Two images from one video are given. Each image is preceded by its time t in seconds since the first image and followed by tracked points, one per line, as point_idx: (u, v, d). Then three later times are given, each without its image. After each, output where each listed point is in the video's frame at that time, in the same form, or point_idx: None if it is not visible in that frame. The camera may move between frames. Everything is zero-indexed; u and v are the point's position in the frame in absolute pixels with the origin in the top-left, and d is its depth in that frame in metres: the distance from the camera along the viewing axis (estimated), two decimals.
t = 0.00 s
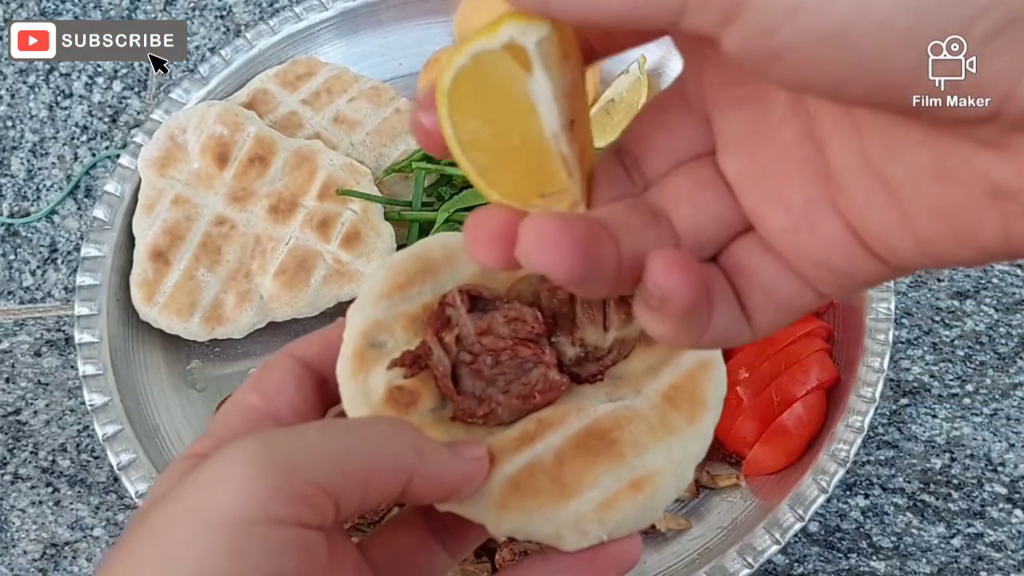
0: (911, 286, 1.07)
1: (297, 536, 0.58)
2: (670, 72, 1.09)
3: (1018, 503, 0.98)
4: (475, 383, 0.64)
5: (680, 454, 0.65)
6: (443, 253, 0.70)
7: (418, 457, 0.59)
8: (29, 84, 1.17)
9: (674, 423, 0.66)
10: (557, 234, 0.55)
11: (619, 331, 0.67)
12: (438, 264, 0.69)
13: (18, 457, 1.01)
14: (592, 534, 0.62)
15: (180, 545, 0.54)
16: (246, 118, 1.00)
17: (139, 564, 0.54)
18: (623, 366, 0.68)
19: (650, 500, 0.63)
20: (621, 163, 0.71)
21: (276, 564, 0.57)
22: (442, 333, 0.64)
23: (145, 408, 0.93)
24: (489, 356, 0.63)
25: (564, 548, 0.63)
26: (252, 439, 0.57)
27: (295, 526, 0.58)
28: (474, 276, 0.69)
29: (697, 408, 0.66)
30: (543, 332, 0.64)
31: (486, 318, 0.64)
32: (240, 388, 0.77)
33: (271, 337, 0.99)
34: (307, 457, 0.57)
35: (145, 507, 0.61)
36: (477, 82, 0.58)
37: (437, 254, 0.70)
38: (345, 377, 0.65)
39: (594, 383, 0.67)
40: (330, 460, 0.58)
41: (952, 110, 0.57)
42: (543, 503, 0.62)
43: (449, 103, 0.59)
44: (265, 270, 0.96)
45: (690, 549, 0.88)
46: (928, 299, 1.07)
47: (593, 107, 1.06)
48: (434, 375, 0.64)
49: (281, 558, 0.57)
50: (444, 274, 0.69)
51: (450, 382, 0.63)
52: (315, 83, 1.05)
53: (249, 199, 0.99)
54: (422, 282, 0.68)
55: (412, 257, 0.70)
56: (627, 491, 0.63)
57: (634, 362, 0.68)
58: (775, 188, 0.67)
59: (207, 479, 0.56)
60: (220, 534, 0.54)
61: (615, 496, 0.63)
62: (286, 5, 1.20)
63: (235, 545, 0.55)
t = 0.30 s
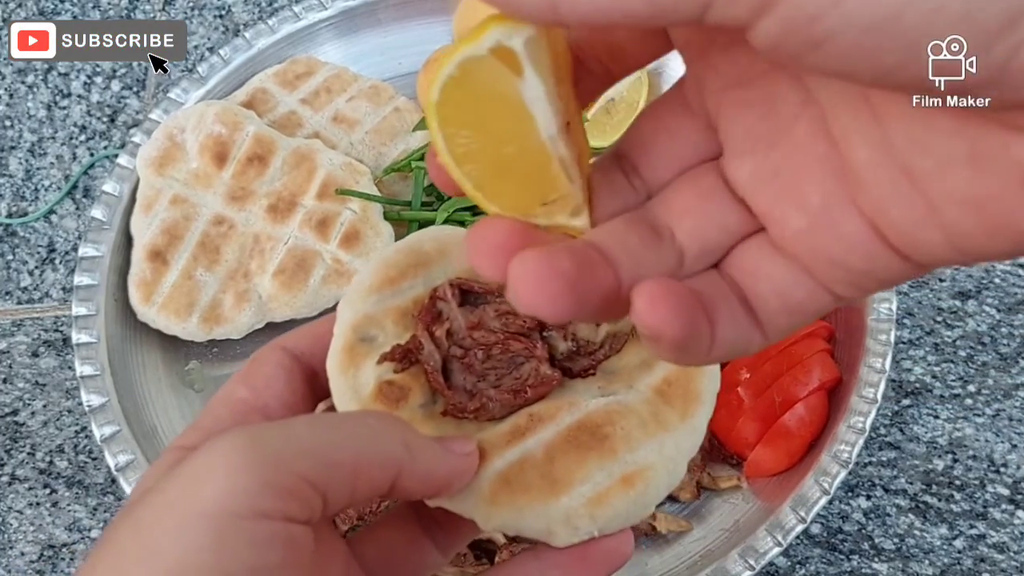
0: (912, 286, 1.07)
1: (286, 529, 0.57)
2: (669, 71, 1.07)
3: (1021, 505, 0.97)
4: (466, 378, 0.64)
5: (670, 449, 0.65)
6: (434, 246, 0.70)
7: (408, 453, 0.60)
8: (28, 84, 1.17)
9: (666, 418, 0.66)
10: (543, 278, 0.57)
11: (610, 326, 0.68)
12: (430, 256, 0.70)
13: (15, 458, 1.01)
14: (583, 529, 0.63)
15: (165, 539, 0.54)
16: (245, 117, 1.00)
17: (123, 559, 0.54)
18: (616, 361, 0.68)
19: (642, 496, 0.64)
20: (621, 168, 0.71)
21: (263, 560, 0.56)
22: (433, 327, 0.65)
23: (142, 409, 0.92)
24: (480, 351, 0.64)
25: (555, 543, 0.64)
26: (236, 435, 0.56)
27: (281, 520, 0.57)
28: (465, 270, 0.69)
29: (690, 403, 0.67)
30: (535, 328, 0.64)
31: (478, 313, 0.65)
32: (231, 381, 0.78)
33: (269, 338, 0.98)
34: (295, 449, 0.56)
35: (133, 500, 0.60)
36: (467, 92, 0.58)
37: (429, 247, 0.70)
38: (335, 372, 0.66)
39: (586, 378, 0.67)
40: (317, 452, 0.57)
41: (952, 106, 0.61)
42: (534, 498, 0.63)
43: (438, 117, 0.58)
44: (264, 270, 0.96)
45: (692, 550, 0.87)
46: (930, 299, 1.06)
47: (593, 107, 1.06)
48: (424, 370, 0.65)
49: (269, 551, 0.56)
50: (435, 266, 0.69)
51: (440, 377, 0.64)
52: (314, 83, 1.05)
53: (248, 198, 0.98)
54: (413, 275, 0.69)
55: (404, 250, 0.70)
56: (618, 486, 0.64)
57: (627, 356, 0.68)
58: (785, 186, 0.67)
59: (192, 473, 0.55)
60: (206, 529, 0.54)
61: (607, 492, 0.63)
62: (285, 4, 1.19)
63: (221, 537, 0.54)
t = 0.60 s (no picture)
0: (913, 286, 1.06)
1: (281, 531, 0.58)
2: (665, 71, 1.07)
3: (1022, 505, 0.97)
4: (461, 377, 0.62)
5: (665, 455, 0.65)
6: (430, 243, 0.69)
7: (405, 455, 0.59)
8: (26, 83, 1.16)
9: (661, 422, 0.66)
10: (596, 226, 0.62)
11: (609, 327, 0.65)
12: (426, 253, 0.69)
13: (15, 459, 1.00)
14: (578, 533, 0.63)
15: (157, 538, 0.53)
16: (244, 116, 1.00)
17: (112, 556, 0.53)
18: (611, 364, 0.68)
19: (637, 500, 0.64)
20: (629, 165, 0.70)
21: (257, 561, 0.56)
22: (429, 325, 0.63)
23: (142, 409, 0.92)
24: (476, 350, 0.62)
25: (549, 546, 0.63)
26: (231, 433, 0.56)
27: (278, 523, 0.58)
28: (460, 269, 0.69)
29: (685, 408, 0.67)
30: (531, 326, 0.63)
31: (475, 311, 0.63)
32: (220, 376, 0.80)
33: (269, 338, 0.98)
34: (290, 449, 0.57)
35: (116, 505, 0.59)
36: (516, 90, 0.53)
37: (425, 243, 0.69)
38: (329, 370, 0.65)
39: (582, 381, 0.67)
40: (315, 455, 0.58)
41: (953, 109, 0.44)
42: (529, 503, 0.62)
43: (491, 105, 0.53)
44: (263, 270, 0.95)
45: (692, 550, 0.87)
46: (931, 299, 1.06)
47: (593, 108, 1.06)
48: (419, 370, 0.64)
49: (264, 554, 0.57)
50: (430, 265, 0.68)
51: (435, 375, 0.62)
52: (313, 83, 1.04)
53: (247, 199, 0.98)
54: (408, 272, 0.68)
55: (400, 246, 0.69)
56: (613, 491, 0.63)
57: (623, 360, 0.68)
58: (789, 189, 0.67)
59: (187, 474, 0.55)
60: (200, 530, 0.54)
61: (603, 496, 0.63)
62: (284, 3, 1.19)
63: (218, 538, 0.54)
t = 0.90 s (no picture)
0: (913, 286, 1.06)
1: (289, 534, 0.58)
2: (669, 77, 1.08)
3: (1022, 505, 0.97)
4: (474, 379, 0.62)
5: (679, 455, 0.65)
6: (440, 245, 0.69)
7: (420, 462, 0.59)
8: (26, 83, 1.16)
9: (675, 422, 0.66)
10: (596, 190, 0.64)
11: (621, 329, 0.64)
12: (437, 254, 0.69)
13: (15, 458, 1.00)
14: (592, 534, 0.63)
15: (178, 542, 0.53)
16: (244, 117, 1.00)
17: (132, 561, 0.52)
18: (623, 364, 0.68)
19: (651, 501, 0.64)
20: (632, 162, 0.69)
21: (277, 564, 0.56)
22: (442, 327, 0.63)
23: (141, 409, 0.92)
24: (489, 352, 0.61)
25: (563, 547, 0.64)
26: (253, 437, 0.57)
27: (299, 528, 0.58)
28: (471, 270, 0.69)
29: (699, 408, 0.67)
30: (543, 328, 0.62)
31: (487, 313, 0.62)
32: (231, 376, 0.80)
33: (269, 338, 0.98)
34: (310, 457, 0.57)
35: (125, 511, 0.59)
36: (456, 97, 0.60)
37: (436, 245, 0.69)
38: (342, 372, 0.65)
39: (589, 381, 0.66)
40: (334, 460, 0.58)
41: (951, 109, 0.46)
42: (544, 505, 0.62)
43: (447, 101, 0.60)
44: (263, 270, 0.95)
45: (692, 550, 0.87)
46: (931, 299, 1.06)
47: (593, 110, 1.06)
48: (433, 372, 0.64)
49: (282, 560, 0.57)
50: (441, 266, 0.68)
51: (449, 377, 0.62)
52: (313, 83, 1.04)
53: (247, 199, 0.98)
54: (420, 274, 0.68)
55: (410, 248, 0.69)
56: (628, 492, 0.63)
57: (636, 360, 0.68)
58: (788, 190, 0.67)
59: (206, 478, 0.55)
60: (217, 533, 0.53)
61: (617, 497, 0.63)
62: (284, 4, 1.19)
63: (239, 543, 0.54)
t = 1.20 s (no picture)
0: (913, 286, 1.06)
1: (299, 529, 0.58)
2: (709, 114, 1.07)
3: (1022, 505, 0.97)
4: (484, 367, 0.62)
5: (691, 445, 0.65)
6: (449, 231, 0.69)
7: (429, 451, 0.59)
8: (26, 83, 1.16)
9: (688, 411, 0.66)
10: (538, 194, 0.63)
11: (632, 316, 0.64)
12: (445, 241, 0.68)
13: (14, 459, 1.00)
14: (603, 524, 0.63)
15: (180, 535, 0.53)
16: (244, 116, 1.00)
17: (135, 555, 0.52)
18: (634, 352, 0.68)
19: (663, 490, 0.64)
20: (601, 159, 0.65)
21: (285, 556, 0.57)
22: (451, 314, 0.62)
23: (141, 409, 0.92)
24: (499, 339, 0.61)
25: (573, 537, 0.64)
26: (260, 429, 0.56)
27: (307, 518, 0.58)
28: (480, 257, 0.69)
29: (711, 396, 0.67)
30: (553, 315, 0.62)
31: (496, 299, 0.62)
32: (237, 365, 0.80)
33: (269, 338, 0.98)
34: (316, 448, 0.57)
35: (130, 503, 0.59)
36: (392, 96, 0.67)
37: (445, 232, 0.69)
38: (349, 361, 0.65)
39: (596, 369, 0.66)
40: (338, 450, 0.58)
41: (951, 108, 0.41)
42: (553, 494, 0.62)
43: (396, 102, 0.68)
44: (263, 270, 0.95)
45: (692, 550, 0.87)
46: (931, 299, 1.06)
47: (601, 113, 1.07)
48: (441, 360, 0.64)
49: (288, 551, 0.57)
50: (450, 253, 0.68)
51: (458, 365, 0.62)
52: (313, 83, 1.04)
53: (247, 199, 0.98)
54: (428, 261, 0.67)
55: (418, 235, 0.69)
56: (640, 481, 0.63)
57: (647, 347, 0.68)
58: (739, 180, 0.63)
59: (211, 470, 0.55)
60: (228, 526, 0.54)
61: (628, 487, 0.63)
62: (285, 3, 1.19)
63: (244, 534, 0.54)
